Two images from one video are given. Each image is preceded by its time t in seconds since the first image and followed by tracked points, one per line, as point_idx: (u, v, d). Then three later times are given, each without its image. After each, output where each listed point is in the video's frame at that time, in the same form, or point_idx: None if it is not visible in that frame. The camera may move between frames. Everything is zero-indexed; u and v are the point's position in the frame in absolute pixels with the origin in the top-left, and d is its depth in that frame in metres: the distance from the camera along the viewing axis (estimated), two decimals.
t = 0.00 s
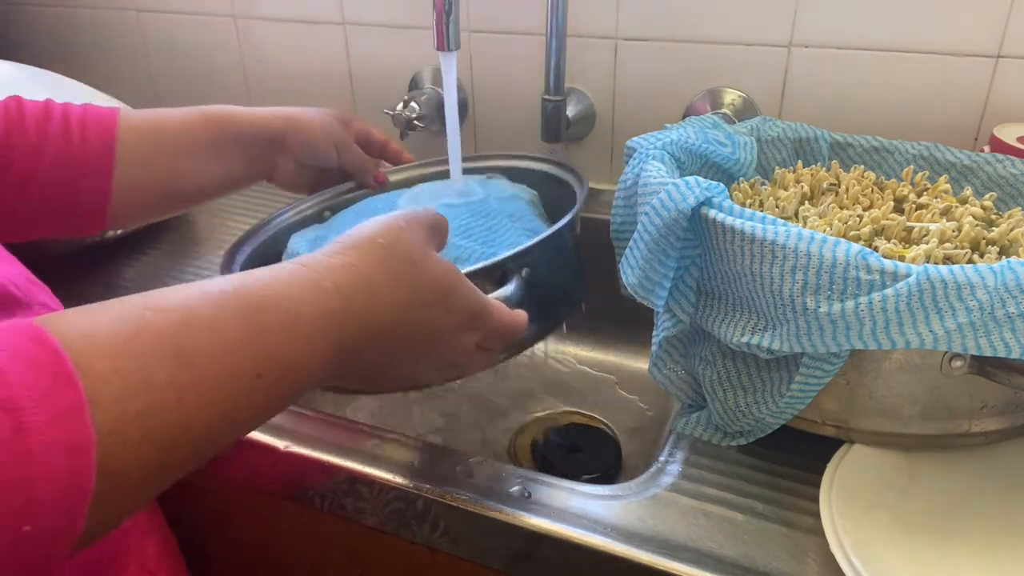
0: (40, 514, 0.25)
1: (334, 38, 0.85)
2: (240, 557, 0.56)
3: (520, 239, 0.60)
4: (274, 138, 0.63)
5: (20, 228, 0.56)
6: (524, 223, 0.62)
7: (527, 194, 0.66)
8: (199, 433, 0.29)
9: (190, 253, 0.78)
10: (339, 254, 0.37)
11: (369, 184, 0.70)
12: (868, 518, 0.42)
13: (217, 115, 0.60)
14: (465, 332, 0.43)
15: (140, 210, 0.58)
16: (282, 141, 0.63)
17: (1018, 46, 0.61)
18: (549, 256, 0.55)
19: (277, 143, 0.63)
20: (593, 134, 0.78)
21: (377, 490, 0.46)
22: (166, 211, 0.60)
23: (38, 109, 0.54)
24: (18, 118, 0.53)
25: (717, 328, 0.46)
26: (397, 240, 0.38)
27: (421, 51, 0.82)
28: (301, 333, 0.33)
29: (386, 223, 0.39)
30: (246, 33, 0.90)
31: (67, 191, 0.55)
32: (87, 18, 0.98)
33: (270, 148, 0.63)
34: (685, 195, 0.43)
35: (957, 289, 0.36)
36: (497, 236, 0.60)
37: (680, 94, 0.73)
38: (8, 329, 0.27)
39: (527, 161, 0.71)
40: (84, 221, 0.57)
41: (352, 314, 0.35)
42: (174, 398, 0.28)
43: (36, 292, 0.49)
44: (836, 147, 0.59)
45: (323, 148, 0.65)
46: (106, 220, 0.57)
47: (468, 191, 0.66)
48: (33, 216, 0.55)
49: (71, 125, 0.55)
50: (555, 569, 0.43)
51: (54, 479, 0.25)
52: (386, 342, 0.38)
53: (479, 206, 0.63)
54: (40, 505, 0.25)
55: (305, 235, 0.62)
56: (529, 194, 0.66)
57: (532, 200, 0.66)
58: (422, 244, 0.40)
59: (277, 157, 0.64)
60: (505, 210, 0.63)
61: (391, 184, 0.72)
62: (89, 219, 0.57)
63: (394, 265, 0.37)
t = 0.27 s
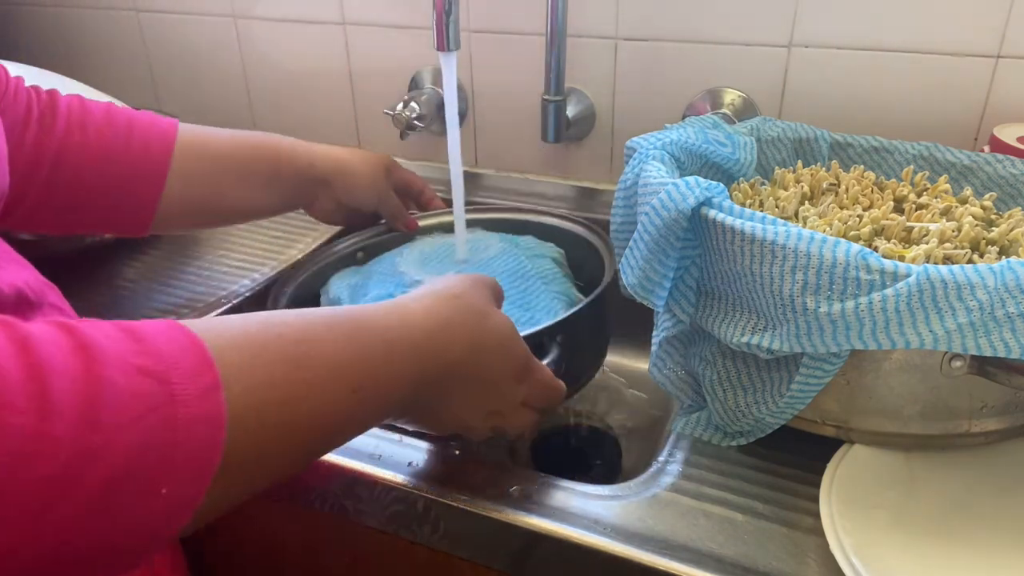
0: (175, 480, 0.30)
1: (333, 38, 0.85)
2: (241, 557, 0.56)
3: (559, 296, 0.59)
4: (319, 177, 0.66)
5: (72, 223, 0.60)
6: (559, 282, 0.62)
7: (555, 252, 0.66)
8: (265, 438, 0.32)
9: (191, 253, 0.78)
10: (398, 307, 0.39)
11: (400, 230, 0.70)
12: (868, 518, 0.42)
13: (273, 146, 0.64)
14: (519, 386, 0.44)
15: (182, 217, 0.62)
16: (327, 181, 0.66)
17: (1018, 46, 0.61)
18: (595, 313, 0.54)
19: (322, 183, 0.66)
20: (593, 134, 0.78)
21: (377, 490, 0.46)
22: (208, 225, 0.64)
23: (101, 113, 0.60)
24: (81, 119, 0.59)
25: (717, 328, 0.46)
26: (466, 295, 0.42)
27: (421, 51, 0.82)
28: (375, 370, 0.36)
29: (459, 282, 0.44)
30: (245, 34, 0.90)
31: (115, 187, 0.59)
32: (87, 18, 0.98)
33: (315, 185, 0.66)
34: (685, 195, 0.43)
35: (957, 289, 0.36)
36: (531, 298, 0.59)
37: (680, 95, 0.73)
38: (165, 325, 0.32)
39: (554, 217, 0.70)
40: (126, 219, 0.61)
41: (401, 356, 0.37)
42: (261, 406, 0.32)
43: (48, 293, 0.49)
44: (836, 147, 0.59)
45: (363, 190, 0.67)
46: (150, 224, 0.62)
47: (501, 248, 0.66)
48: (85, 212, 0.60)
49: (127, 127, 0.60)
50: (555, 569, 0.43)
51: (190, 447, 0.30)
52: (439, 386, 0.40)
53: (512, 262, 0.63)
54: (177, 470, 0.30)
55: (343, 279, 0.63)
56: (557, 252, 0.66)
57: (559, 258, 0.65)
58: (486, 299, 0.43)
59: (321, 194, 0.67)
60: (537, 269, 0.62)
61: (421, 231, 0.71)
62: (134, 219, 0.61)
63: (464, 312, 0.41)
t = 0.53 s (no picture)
0: (269, 434, 0.32)
1: (333, 38, 0.85)
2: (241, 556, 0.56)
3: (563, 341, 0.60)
4: (327, 210, 0.68)
5: (88, 233, 0.61)
6: (563, 322, 0.62)
7: (553, 285, 0.66)
8: (322, 414, 0.34)
9: (191, 253, 0.78)
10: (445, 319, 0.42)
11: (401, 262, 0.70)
12: (868, 519, 0.42)
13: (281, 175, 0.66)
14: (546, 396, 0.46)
15: (193, 235, 0.63)
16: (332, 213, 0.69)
17: (1018, 47, 0.61)
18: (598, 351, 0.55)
19: (328, 214, 0.69)
20: (593, 134, 0.78)
21: (376, 491, 0.46)
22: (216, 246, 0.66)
23: (123, 127, 0.60)
24: (103, 131, 0.60)
25: (717, 327, 0.46)
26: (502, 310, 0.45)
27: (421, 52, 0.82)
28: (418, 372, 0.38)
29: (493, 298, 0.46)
30: (245, 34, 0.90)
31: (135, 202, 0.60)
32: (87, 18, 0.98)
33: (321, 216, 0.69)
34: (685, 195, 0.43)
35: (957, 289, 0.36)
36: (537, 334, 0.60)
37: (678, 96, 0.73)
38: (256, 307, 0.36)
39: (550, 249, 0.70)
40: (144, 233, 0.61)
41: (442, 360, 0.39)
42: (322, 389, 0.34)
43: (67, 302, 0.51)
44: (836, 147, 0.59)
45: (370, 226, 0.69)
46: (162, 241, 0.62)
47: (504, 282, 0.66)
48: (101, 223, 0.60)
49: (149, 143, 0.61)
50: (556, 570, 0.43)
51: (281, 408, 0.32)
52: (476, 389, 0.42)
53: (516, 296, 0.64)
54: (268, 429, 0.32)
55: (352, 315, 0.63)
56: (556, 285, 0.67)
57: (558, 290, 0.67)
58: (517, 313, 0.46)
59: (325, 223, 0.69)
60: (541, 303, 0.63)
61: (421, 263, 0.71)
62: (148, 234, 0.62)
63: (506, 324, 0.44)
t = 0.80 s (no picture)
0: (247, 471, 0.32)
1: (334, 38, 0.85)
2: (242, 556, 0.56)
3: (553, 328, 0.59)
4: (317, 164, 0.66)
5: (79, 225, 0.61)
6: (557, 311, 0.61)
7: (550, 269, 0.65)
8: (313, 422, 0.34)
9: (191, 253, 0.78)
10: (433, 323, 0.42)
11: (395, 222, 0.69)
12: (868, 519, 0.42)
13: (272, 138, 0.65)
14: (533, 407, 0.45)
15: (187, 212, 0.63)
16: (322, 170, 0.67)
17: (1018, 47, 0.61)
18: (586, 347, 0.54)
19: (319, 170, 0.67)
20: (593, 134, 0.78)
21: (377, 492, 0.46)
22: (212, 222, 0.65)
23: (100, 115, 0.61)
24: (83, 121, 0.60)
25: (717, 328, 0.46)
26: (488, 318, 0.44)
27: (421, 52, 0.82)
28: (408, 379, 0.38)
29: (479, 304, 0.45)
30: (245, 34, 0.90)
31: (122, 191, 0.60)
32: (88, 18, 0.98)
33: (312, 172, 0.67)
34: (685, 195, 0.43)
35: (957, 289, 0.36)
36: (530, 318, 0.59)
37: (678, 96, 0.73)
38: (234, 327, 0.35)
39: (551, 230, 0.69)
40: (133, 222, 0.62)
41: (430, 363, 0.39)
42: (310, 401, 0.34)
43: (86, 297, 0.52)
44: (836, 147, 0.59)
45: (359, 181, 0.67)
46: (157, 224, 0.63)
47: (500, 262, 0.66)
48: (95, 216, 0.61)
49: (127, 129, 0.61)
50: (556, 569, 0.43)
51: (260, 443, 0.32)
52: (461, 397, 0.41)
53: (512, 278, 0.63)
54: (246, 465, 0.32)
55: (343, 271, 0.63)
56: (552, 269, 0.65)
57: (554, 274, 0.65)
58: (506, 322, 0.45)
59: (317, 181, 0.68)
60: (537, 289, 0.62)
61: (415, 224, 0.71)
62: (141, 221, 0.62)
63: (490, 335, 0.43)
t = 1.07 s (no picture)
0: (177, 482, 0.30)
1: (334, 38, 0.85)
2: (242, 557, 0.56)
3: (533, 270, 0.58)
4: (291, 112, 0.66)
5: (53, 210, 0.59)
6: (537, 254, 0.60)
7: (534, 209, 0.64)
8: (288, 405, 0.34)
9: (191, 253, 0.78)
10: (388, 281, 0.41)
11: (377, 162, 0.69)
12: (868, 519, 0.42)
13: (243, 91, 0.64)
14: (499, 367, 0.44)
15: (169, 184, 0.62)
16: (298, 114, 0.66)
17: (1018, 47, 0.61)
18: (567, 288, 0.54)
19: (294, 117, 0.66)
20: (593, 134, 0.78)
21: (376, 492, 0.46)
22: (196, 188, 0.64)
23: (62, 93, 0.58)
24: (44, 100, 0.57)
25: (717, 328, 0.46)
26: (448, 283, 0.41)
27: (421, 51, 0.82)
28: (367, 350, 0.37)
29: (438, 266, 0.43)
30: (245, 34, 0.90)
31: (93, 168, 0.58)
32: (88, 18, 0.98)
33: (288, 122, 0.66)
34: (685, 195, 0.43)
35: (957, 289, 0.36)
36: (511, 257, 0.59)
37: (677, 95, 0.73)
38: (153, 324, 0.33)
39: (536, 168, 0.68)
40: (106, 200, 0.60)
41: (381, 336, 0.37)
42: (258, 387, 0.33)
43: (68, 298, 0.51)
44: (836, 147, 0.59)
45: (339, 130, 0.67)
46: (137, 199, 0.61)
47: (483, 199, 0.65)
48: (70, 199, 0.59)
49: (92, 105, 0.59)
50: (556, 569, 0.43)
51: (190, 454, 0.30)
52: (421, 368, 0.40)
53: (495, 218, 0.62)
54: (175, 478, 0.30)
55: (321, 221, 0.62)
56: (536, 208, 0.64)
57: (538, 214, 0.64)
58: (468, 283, 0.43)
59: (293, 130, 0.67)
60: (519, 230, 0.61)
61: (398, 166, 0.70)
62: (120, 197, 0.60)
63: (450, 300, 0.41)
